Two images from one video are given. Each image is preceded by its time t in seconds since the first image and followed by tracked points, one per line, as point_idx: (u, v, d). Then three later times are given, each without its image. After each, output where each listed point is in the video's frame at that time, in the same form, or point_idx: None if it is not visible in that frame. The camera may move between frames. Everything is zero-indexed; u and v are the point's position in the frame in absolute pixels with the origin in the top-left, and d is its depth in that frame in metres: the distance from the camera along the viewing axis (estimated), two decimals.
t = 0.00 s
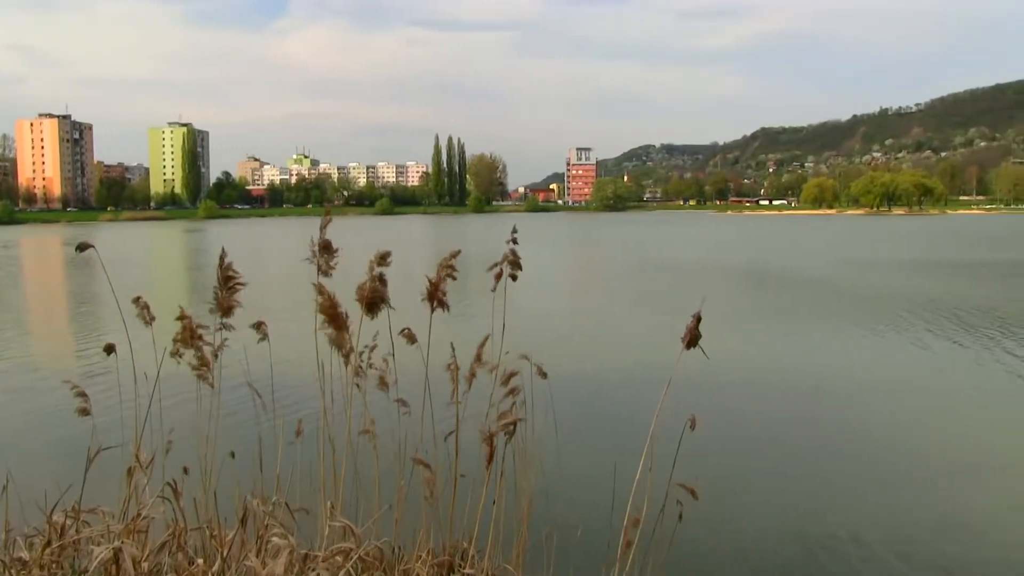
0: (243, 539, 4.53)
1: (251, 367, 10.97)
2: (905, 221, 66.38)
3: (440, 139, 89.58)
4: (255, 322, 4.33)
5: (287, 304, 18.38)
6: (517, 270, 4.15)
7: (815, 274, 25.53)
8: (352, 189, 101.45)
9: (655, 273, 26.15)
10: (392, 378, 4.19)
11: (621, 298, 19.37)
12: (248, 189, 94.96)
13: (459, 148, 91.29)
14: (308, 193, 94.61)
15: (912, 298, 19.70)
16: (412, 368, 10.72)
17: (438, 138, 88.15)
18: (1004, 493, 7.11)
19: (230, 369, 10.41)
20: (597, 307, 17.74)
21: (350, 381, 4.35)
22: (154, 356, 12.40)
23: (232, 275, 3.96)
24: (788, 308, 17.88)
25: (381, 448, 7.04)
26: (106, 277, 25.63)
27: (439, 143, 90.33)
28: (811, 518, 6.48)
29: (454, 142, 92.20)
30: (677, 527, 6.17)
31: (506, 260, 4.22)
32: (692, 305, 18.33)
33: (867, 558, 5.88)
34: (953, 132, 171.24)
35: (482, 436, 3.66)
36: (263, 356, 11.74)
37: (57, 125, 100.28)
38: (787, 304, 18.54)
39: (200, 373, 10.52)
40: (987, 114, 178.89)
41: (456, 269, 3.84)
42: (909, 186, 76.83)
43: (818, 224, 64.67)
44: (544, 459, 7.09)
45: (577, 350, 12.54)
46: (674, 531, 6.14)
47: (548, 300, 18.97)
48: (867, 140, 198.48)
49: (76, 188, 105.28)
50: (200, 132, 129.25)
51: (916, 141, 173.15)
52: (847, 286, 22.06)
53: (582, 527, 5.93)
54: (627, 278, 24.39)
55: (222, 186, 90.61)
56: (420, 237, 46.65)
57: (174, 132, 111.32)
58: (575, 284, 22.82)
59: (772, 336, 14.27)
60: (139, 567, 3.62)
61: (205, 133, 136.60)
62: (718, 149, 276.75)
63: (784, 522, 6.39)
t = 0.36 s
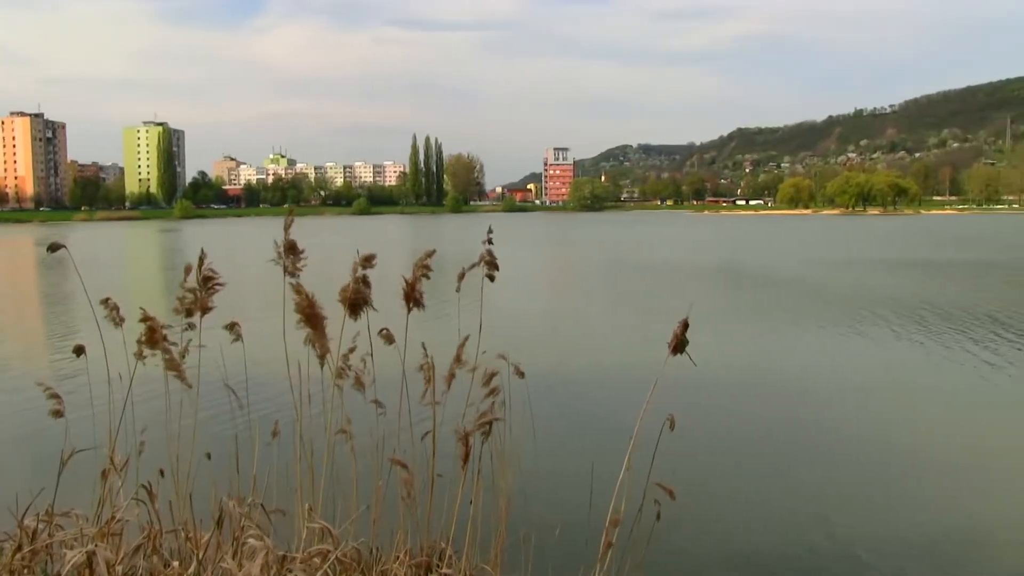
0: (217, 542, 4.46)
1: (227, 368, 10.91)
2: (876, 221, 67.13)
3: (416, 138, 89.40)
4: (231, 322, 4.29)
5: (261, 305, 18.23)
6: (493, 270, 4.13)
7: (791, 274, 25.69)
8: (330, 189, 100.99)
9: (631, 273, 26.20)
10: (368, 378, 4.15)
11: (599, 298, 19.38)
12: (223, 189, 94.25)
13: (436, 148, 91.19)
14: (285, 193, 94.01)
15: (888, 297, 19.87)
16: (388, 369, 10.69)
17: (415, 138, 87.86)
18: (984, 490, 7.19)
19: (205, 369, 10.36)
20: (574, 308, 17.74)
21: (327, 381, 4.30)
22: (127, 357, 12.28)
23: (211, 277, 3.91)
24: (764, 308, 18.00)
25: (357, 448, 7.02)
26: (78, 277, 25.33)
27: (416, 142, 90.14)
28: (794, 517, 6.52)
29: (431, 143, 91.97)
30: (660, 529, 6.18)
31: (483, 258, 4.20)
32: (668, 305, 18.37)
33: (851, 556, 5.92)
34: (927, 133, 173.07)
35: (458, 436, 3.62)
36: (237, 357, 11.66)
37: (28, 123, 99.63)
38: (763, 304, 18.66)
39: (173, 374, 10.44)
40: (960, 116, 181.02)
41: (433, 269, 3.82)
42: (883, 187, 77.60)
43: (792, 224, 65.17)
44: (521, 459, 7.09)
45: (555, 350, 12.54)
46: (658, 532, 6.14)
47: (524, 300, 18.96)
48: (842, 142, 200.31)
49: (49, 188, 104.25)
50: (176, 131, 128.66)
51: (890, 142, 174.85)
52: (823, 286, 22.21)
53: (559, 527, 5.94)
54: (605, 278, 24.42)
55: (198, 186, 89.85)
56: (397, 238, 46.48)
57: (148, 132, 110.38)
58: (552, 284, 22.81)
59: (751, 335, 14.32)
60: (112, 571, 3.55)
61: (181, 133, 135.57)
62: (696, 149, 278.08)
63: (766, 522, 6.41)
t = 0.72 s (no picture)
0: (193, 544, 4.44)
1: (203, 369, 10.84)
2: (849, 221, 67.79)
3: (394, 138, 89.08)
4: (206, 323, 4.27)
5: (234, 306, 18.06)
6: (468, 271, 4.14)
7: (766, 274, 25.88)
8: (306, 189, 100.38)
9: (608, 273, 26.24)
10: (344, 379, 4.16)
11: (576, 298, 19.40)
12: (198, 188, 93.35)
13: (414, 147, 90.93)
14: (260, 192, 93.27)
15: (863, 296, 20.05)
16: (366, 370, 10.67)
17: (393, 138, 87.56)
18: (956, 489, 7.29)
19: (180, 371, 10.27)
20: (550, 308, 17.72)
21: (304, 383, 4.30)
22: (101, 358, 12.15)
23: (168, 275, 3.91)
24: (739, 308, 18.10)
25: (335, 449, 7.01)
26: (48, 278, 24.98)
27: (394, 141, 89.82)
28: (772, 516, 6.57)
29: (408, 142, 91.64)
30: (639, 531, 6.21)
31: (461, 260, 4.21)
32: (644, 305, 18.43)
33: (828, 555, 5.98)
34: (900, 134, 174.58)
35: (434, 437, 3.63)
36: (213, 358, 11.58)
37: None
38: (738, 304, 18.76)
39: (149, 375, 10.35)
40: (933, 117, 183.14)
41: (402, 269, 3.83)
42: (858, 187, 78.30)
43: (767, 224, 65.56)
44: (499, 460, 7.12)
45: (532, 350, 12.55)
46: (639, 533, 6.17)
47: (501, 300, 18.93)
48: (818, 142, 201.75)
49: (19, 187, 102.68)
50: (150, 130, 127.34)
51: (864, 142, 176.57)
52: (798, 285, 22.38)
53: (536, 527, 5.97)
54: (582, 278, 24.45)
55: (173, 185, 88.93)
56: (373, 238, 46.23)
57: (122, 131, 109.09)
58: (529, 284, 22.78)
59: (728, 335, 14.40)
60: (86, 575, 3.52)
61: (155, 133, 134.10)
62: (675, 148, 279.08)
63: (743, 521, 6.48)
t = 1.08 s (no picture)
0: (170, 547, 4.39)
1: (181, 371, 10.75)
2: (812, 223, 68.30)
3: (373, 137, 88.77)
4: (184, 324, 4.23)
5: (210, 306, 17.90)
6: (447, 270, 4.12)
7: (745, 273, 25.98)
8: (285, 189, 99.85)
9: (586, 272, 26.28)
10: (321, 379, 4.13)
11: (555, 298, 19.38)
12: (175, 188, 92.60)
13: (393, 147, 90.64)
14: (238, 192, 92.66)
15: (839, 296, 20.21)
16: (344, 370, 10.64)
17: (371, 138, 87.19)
18: (937, 489, 7.35)
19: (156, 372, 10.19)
20: (528, 308, 17.71)
21: (281, 383, 4.27)
22: (77, 360, 12.02)
23: (125, 276, 3.79)
24: (716, 307, 18.18)
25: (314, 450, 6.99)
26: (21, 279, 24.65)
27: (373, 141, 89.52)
28: (754, 517, 6.60)
29: (387, 142, 91.37)
30: (623, 531, 6.23)
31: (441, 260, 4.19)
32: (622, 305, 18.45)
33: (808, 554, 6.02)
34: (876, 134, 176.07)
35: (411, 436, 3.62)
36: (190, 360, 11.49)
37: None
38: (715, 303, 18.84)
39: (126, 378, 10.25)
40: (908, 117, 184.73)
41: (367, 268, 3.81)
42: (835, 188, 78.86)
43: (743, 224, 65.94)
44: (478, 460, 7.12)
45: (511, 350, 12.54)
46: (620, 533, 6.20)
47: (478, 300, 18.91)
48: (796, 143, 203.14)
49: None
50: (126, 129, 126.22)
51: (841, 143, 177.85)
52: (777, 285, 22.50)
53: (515, 527, 5.98)
54: (561, 278, 24.45)
55: (149, 185, 88.13)
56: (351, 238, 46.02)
57: (98, 130, 108.00)
58: (507, 284, 22.77)
59: (707, 334, 14.47)
60: None
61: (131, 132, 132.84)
62: (652, 150, 279.10)
63: (723, 520, 6.52)
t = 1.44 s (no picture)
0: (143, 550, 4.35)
1: (155, 372, 10.66)
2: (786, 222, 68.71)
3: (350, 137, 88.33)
4: (157, 324, 4.19)
5: (184, 307, 17.70)
6: (418, 270, 4.12)
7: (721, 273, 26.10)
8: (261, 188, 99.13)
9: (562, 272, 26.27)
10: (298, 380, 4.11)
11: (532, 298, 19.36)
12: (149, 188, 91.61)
13: (369, 147, 90.23)
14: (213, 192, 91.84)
15: (812, 295, 20.37)
16: (321, 371, 10.60)
17: (347, 138, 86.73)
18: (915, 489, 7.42)
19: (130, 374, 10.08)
20: (504, 308, 17.68)
21: (255, 384, 4.25)
22: (48, 361, 11.88)
23: (93, 276, 3.72)
24: (692, 307, 18.25)
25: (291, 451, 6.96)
26: None
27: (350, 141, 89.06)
28: (731, 517, 6.63)
29: (363, 142, 90.96)
30: (605, 533, 6.24)
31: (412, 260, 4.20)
32: (598, 305, 18.47)
33: (785, 553, 6.07)
34: (851, 134, 177.60)
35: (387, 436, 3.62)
36: (164, 361, 11.40)
37: None
38: (689, 303, 18.92)
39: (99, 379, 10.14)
40: (882, 118, 186.46)
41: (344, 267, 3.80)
42: (810, 188, 79.42)
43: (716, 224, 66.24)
44: (455, 461, 7.12)
45: (488, 350, 12.54)
46: (599, 533, 6.22)
47: (453, 301, 18.85)
48: (773, 143, 204.40)
49: None
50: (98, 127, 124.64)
51: (816, 143, 179.17)
52: (754, 284, 22.64)
53: (492, 527, 5.99)
54: (537, 278, 24.43)
55: (123, 185, 87.11)
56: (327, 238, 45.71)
57: (70, 129, 106.58)
58: (483, 284, 22.72)
59: (684, 334, 14.53)
60: None
61: (104, 131, 131.22)
62: (630, 150, 279.92)
63: (700, 519, 6.56)
